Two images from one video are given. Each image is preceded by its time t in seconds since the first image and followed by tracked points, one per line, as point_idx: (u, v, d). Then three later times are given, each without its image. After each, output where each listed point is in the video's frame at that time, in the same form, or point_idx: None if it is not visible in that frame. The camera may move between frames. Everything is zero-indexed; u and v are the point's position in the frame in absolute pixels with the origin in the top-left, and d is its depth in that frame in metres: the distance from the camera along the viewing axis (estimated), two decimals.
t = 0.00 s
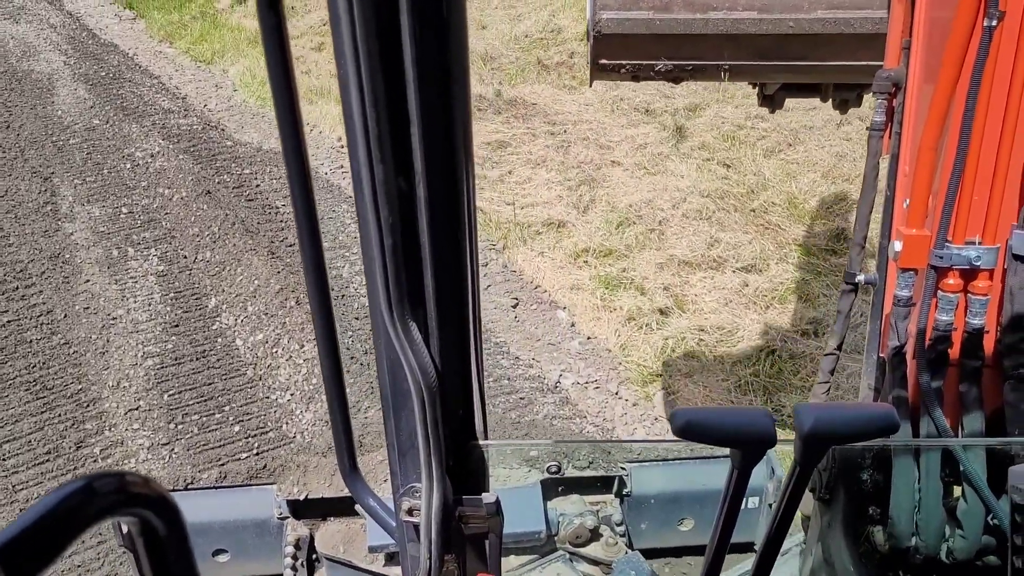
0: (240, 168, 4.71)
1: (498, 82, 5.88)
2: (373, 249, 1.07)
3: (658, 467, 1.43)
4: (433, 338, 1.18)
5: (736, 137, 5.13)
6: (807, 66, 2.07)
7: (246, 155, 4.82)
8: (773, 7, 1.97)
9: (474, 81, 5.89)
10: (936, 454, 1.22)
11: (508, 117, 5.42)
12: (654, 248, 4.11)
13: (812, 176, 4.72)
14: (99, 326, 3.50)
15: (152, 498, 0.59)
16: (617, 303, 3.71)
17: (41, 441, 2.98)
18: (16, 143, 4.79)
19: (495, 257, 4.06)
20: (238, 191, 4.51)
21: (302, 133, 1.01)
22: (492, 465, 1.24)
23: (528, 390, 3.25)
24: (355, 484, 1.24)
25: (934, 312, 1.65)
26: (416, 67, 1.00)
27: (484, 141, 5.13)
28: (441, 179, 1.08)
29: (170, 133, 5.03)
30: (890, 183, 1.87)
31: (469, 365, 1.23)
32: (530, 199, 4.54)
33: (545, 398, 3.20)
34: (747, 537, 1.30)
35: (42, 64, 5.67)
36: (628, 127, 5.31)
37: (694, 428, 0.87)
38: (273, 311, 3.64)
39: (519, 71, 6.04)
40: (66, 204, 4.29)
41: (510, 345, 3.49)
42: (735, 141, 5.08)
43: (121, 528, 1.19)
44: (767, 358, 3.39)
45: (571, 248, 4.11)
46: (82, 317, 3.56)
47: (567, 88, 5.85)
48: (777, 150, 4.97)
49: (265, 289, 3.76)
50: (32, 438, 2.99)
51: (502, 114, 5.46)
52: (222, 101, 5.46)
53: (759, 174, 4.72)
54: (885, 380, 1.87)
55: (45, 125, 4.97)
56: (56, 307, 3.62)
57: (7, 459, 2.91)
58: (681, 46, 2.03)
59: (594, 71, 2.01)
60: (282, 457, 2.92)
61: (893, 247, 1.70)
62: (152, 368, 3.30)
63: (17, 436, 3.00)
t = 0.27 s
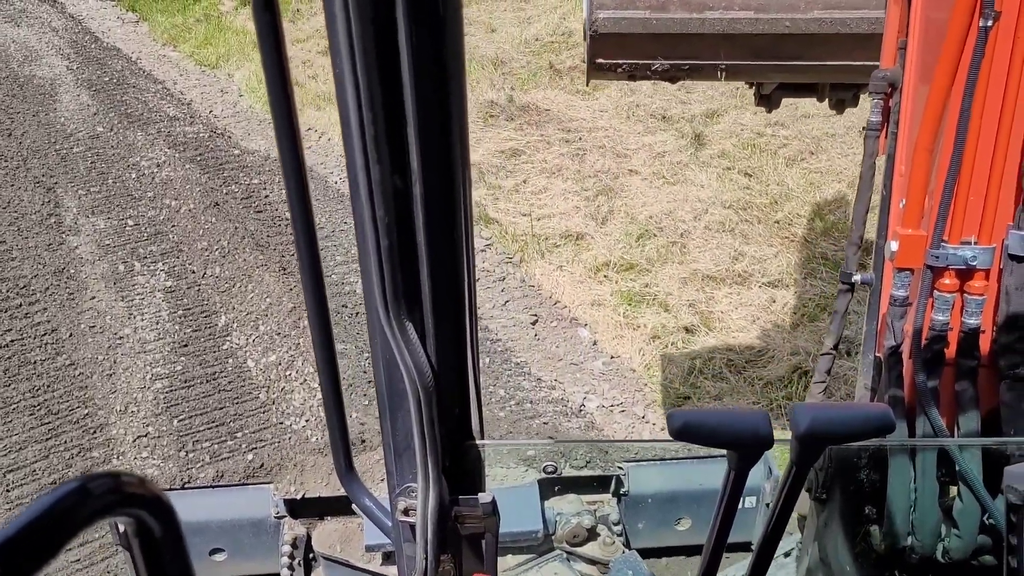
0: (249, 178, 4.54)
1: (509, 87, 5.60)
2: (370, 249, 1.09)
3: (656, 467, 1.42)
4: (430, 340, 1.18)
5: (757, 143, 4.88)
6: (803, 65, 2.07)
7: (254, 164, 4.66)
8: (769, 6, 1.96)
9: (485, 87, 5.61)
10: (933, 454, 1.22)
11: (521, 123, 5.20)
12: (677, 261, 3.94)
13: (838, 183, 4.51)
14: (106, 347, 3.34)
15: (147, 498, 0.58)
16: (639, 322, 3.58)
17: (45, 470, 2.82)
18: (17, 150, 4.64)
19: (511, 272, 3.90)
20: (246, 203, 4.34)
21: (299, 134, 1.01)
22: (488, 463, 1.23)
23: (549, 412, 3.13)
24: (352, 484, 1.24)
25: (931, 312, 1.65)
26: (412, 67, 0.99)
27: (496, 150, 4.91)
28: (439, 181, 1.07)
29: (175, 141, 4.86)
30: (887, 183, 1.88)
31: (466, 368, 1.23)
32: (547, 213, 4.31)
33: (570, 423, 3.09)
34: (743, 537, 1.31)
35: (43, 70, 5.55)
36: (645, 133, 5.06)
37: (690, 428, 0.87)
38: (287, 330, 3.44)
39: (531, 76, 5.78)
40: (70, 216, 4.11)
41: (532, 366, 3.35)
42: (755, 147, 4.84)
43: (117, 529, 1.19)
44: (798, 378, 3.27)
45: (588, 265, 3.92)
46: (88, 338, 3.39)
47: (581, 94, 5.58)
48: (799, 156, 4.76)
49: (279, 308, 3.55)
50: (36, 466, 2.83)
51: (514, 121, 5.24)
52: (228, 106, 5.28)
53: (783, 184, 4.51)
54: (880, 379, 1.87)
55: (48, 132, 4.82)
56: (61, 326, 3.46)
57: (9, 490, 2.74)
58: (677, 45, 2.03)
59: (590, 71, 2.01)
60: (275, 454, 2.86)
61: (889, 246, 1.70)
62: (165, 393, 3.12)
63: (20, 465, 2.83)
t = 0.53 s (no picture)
0: (261, 188, 4.50)
1: (522, 93, 5.68)
2: (365, 246, 1.09)
3: (651, 462, 1.41)
4: (426, 337, 1.18)
5: (776, 152, 4.92)
6: (800, 65, 2.08)
7: (264, 174, 4.63)
8: (767, 5, 1.96)
9: (498, 92, 5.65)
10: (928, 453, 1.22)
11: (534, 131, 5.23)
12: (699, 276, 3.93)
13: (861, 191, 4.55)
14: (112, 367, 3.30)
15: (144, 499, 0.59)
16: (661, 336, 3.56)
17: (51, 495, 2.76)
18: (21, 158, 4.63)
19: (530, 286, 3.87)
20: (256, 214, 4.27)
21: (294, 133, 1.01)
22: (485, 463, 1.24)
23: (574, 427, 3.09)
24: (348, 484, 1.24)
25: (927, 311, 1.66)
26: (408, 66, 1.00)
27: (510, 159, 4.90)
28: (434, 179, 1.08)
29: (183, 149, 4.84)
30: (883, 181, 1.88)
31: (462, 365, 1.23)
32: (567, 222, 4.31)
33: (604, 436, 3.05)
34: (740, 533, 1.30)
35: (47, 75, 5.53)
36: (661, 141, 5.10)
37: (687, 427, 0.87)
38: (300, 351, 3.41)
39: (543, 81, 5.81)
40: (75, 228, 4.09)
41: (553, 388, 3.27)
42: (775, 156, 4.88)
43: (113, 527, 1.19)
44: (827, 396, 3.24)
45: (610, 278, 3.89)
46: (94, 356, 3.35)
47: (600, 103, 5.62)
48: (822, 167, 4.78)
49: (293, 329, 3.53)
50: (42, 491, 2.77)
51: (528, 128, 5.26)
52: (235, 113, 5.28)
53: (806, 196, 4.52)
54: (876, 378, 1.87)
55: (52, 139, 4.80)
56: (67, 344, 3.41)
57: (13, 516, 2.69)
58: (674, 44, 2.03)
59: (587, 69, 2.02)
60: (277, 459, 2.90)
61: (885, 246, 1.72)
62: (173, 414, 3.08)
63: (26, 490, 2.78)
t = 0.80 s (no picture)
0: (269, 200, 4.37)
1: (534, 99, 5.56)
2: (365, 247, 1.09)
3: (649, 463, 1.40)
4: (426, 338, 1.18)
5: (798, 160, 4.83)
6: (800, 66, 2.08)
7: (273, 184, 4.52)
8: (766, 7, 1.98)
9: (510, 99, 5.55)
10: (929, 453, 1.21)
11: (549, 138, 5.10)
12: (726, 291, 3.81)
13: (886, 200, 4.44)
14: (120, 390, 3.20)
15: (144, 498, 0.59)
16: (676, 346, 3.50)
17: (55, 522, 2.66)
18: (25, 168, 4.55)
19: (551, 301, 3.73)
20: (265, 227, 4.15)
21: (294, 133, 1.01)
22: (485, 464, 1.24)
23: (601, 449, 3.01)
24: (348, 484, 1.24)
25: (926, 312, 1.66)
26: (408, 67, 1.00)
27: (525, 167, 4.77)
28: (434, 181, 1.08)
29: (190, 158, 4.75)
30: (882, 182, 1.88)
31: (462, 368, 1.23)
32: (585, 234, 4.19)
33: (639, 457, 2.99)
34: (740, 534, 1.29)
35: (50, 81, 5.46)
36: (679, 149, 4.98)
37: (686, 425, 0.87)
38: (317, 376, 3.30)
39: (555, 87, 5.71)
40: (80, 241, 4.00)
41: (578, 412, 3.17)
42: (797, 165, 4.78)
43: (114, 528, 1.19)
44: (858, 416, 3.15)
45: (632, 296, 3.77)
46: (102, 377, 3.26)
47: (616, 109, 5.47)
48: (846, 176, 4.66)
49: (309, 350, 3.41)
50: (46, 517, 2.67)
51: (542, 135, 5.13)
52: (241, 120, 5.20)
53: (832, 206, 4.41)
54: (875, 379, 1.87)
55: (56, 148, 4.71)
56: (74, 367, 3.31)
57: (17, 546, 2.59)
58: (674, 47, 2.03)
59: (588, 71, 2.04)
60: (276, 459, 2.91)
61: (885, 247, 1.72)
62: (181, 437, 3.00)
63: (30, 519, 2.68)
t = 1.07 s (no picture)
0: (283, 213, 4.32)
1: (551, 104, 5.50)
2: (369, 244, 1.09)
3: (651, 463, 1.40)
4: (430, 337, 1.18)
5: (825, 169, 4.73)
6: (804, 64, 2.08)
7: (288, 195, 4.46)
8: (770, 6, 1.96)
9: (527, 104, 5.49)
10: (932, 451, 1.21)
11: (568, 146, 5.02)
12: (757, 308, 3.67)
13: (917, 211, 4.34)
14: (133, 415, 3.11)
15: (148, 497, 0.58)
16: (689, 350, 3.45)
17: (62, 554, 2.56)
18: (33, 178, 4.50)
19: (576, 318, 3.60)
20: (280, 242, 4.09)
21: (298, 131, 1.01)
22: (488, 462, 1.23)
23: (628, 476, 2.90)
24: (351, 482, 1.24)
25: (931, 310, 1.65)
26: (412, 66, 0.99)
27: (544, 176, 4.68)
28: (439, 181, 1.07)
29: (201, 168, 4.70)
30: (886, 180, 1.88)
31: (465, 368, 1.22)
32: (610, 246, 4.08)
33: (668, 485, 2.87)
34: (742, 533, 1.30)
35: (58, 87, 5.49)
36: (702, 157, 4.88)
37: (689, 422, 0.87)
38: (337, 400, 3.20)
39: (573, 91, 5.67)
40: (91, 255, 3.93)
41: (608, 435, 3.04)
42: (824, 175, 4.68)
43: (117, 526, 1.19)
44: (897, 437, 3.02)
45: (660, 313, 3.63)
46: (113, 400, 3.18)
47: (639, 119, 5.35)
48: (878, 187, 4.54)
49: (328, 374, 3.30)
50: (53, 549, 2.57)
51: (561, 142, 5.05)
52: (252, 126, 5.14)
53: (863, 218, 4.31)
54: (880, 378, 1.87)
55: (64, 156, 4.69)
56: (84, 390, 3.22)
57: None
58: (678, 46, 2.04)
59: (592, 69, 2.05)
60: (281, 457, 2.94)
61: (889, 244, 1.72)
62: (196, 454, 2.95)
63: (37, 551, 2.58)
